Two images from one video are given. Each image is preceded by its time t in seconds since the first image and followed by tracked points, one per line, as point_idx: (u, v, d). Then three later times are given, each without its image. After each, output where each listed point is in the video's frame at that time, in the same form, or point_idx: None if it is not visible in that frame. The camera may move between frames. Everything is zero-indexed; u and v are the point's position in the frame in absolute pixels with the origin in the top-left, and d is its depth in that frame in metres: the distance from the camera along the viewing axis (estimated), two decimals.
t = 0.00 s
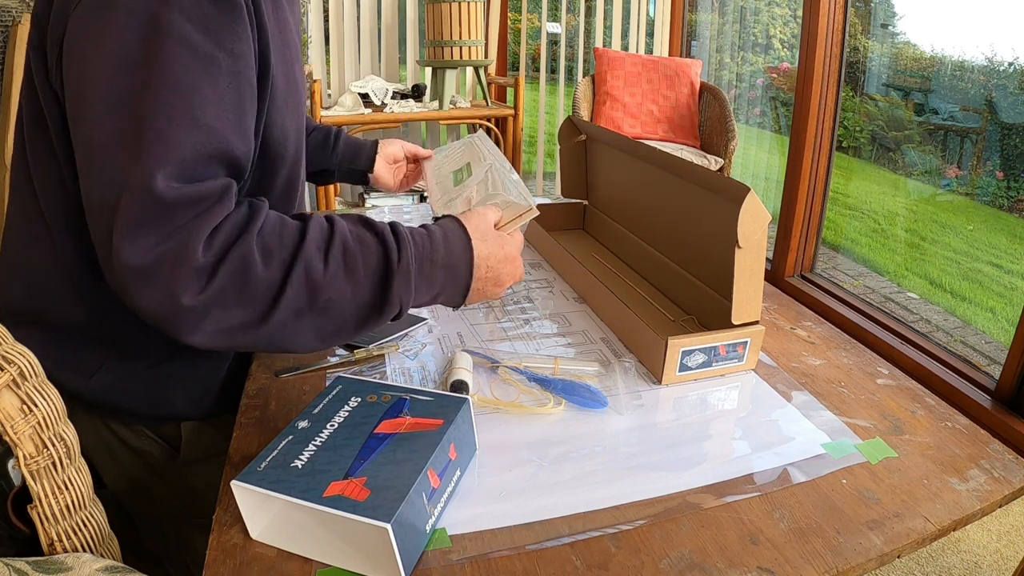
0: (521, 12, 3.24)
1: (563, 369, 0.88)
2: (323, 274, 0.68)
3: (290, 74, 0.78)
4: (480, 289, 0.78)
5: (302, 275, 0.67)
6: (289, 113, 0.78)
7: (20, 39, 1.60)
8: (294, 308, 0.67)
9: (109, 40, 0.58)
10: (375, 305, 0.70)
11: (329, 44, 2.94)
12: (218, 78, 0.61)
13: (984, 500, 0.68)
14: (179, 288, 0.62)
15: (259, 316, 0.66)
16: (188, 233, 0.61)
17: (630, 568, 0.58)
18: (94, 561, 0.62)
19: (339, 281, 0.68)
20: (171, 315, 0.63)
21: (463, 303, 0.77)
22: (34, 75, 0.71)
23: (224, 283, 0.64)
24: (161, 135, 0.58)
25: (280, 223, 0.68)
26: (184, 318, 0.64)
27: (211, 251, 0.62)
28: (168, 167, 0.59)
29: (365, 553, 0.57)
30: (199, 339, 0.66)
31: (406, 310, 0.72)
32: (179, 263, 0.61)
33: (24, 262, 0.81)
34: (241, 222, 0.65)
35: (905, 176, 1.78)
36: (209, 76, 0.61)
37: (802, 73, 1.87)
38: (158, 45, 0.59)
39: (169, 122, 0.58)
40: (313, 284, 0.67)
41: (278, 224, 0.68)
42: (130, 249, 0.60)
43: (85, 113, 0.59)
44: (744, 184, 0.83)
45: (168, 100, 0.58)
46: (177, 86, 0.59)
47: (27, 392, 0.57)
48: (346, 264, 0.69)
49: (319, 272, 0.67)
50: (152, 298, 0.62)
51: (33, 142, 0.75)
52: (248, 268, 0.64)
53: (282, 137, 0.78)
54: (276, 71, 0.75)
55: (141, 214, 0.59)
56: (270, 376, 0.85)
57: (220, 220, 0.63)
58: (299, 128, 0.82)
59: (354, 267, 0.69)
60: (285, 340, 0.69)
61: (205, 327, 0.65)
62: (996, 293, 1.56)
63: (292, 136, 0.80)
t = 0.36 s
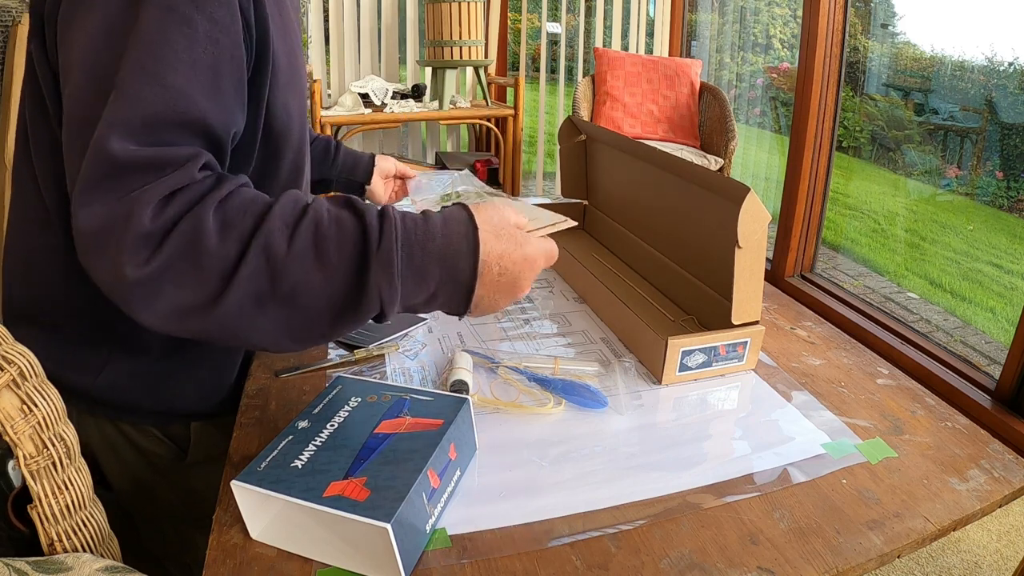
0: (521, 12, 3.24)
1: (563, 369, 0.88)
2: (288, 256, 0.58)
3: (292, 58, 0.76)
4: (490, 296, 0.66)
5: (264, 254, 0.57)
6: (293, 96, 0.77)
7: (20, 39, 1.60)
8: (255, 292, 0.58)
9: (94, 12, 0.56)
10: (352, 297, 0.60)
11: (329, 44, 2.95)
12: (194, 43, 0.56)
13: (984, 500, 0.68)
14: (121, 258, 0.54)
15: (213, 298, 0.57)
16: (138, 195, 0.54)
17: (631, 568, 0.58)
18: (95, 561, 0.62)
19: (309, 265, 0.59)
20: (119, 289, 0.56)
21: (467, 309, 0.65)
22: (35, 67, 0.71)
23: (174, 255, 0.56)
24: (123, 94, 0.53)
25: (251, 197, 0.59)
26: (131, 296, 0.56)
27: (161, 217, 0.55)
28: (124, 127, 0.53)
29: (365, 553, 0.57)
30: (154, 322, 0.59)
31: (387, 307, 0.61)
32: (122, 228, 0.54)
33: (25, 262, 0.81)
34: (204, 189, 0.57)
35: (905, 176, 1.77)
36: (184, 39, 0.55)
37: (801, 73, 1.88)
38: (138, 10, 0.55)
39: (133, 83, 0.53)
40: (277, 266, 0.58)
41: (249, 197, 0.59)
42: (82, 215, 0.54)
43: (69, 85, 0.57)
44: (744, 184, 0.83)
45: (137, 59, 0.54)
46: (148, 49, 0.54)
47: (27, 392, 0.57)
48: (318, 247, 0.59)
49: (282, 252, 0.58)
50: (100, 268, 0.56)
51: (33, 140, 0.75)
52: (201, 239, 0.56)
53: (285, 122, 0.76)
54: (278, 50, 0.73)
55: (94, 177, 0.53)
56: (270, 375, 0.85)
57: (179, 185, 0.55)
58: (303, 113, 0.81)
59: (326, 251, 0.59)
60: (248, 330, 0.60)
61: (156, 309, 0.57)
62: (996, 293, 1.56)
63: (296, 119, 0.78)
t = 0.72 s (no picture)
0: (520, 12, 3.24)
1: (563, 369, 0.88)
2: (221, 227, 0.51)
3: (294, 55, 0.77)
4: (474, 270, 0.54)
5: (193, 224, 0.51)
6: (293, 92, 0.77)
7: (20, 39, 1.60)
8: (190, 270, 0.52)
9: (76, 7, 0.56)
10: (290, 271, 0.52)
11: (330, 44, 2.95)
12: (161, 30, 0.54)
13: (984, 500, 0.68)
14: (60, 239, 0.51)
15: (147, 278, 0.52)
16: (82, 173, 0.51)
17: (630, 568, 0.58)
18: (94, 561, 0.62)
19: (243, 236, 0.52)
20: (69, 276, 0.53)
21: (442, 282, 0.54)
22: (36, 69, 0.71)
23: (111, 235, 0.51)
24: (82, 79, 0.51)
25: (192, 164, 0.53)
26: (79, 284, 0.53)
27: (100, 192, 0.51)
28: (78, 111, 0.51)
29: (365, 553, 0.57)
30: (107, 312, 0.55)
31: (331, 281, 0.53)
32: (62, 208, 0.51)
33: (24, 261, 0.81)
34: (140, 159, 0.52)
35: (905, 176, 1.77)
36: (148, 25, 0.53)
37: (801, 73, 1.88)
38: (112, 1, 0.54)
39: (92, 67, 0.52)
40: (208, 237, 0.51)
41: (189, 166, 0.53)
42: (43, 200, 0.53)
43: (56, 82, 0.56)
44: (743, 184, 0.83)
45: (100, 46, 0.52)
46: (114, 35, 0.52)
47: (27, 392, 0.57)
48: (253, 214, 0.52)
49: (214, 221, 0.51)
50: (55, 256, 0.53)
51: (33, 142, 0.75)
52: (132, 213, 0.51)
53: (285, 119, 0.76)
54: (279, 47, 0.73)
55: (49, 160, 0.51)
56: (270, 375, 0.85)
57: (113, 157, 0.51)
58: (304, 111, 0.80)
59: (262, 217, 0.52)
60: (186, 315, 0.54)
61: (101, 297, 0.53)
62: (996, 293, 1.55)
63: (296, 116, 0.78)
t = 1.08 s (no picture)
0: (520, 12, 3.23)
1: (562, 369, 0.88)
2: (168, 207, 0.50)
3: (288, 55, 0.77)
4: (440, 211, 0.50)
5: (141, 206, 0.50)
6: (287, 92, 0.78)
7: (19, 39, 1.60)
8: (145, 254, 0.51)
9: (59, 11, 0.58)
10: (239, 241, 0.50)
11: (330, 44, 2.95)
12: (126, 28, 0.55)
13: (984, 500, 0.68)
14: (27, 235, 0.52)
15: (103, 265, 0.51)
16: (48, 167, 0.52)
17: (630, 568, 0.58)
18: (94, 561, 0.62)
19: (192, 212, 0.51)
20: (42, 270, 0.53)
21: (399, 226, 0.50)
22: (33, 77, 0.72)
23: (67, 228, 0.51)
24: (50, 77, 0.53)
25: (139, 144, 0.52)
26: (51, 278, 0.53)
27: (60, 186, 0.51)
28: (41, 110, 0.53)
29: (365, 553, 0.57)
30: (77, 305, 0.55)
31: (280, 249, 0.50)
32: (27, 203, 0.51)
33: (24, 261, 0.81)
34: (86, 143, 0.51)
35: (905, 176, 1.77)
36: (115, 24, 0.54)
37: (802, 73, 1.88)
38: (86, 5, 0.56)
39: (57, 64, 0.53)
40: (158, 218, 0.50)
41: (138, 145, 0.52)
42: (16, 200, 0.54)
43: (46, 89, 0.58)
44: (743, 184, 0.83)
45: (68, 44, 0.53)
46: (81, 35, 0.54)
47: (27, 392, 0.57)
48: (198, 189, 0.51)
49: (160, 201, 0.50)
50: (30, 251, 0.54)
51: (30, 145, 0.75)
52: (86, 201, 0.50)
53: (280, 116, 0.77)
54: (273, 49, 0.74)
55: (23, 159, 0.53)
56: (270, 376, 0.85)
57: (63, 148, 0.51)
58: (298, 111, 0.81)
59: (209, 194, 0.50)
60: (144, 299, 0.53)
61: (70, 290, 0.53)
62: (996, 293, 1.56)
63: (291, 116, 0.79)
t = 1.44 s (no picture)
0: (520, 12, 3.23)
1: (563, 369, 0.88)
2: (345, 268, 0.63)
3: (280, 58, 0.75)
4: (529, 273, 0.72)
5: (320, 266, 0.63)
6: (281, 98, 0.75)
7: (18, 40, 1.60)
8: (314, 299, 0.64)
9: (107, 33, 0.57)
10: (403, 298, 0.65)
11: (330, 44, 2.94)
12: (210, 58, 0.59)
13: (984, 500, 0.68)
14: (193, 278, 0.59)
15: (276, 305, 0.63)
16: (204, 215, 0.59)
17: (631, 568, 0.58)
18: (95, 561, 0.62)
19: (359, 270, 0.64)
20: (191, 298, 0.61)
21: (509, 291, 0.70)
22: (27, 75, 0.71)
23: (241, 272, 0.61)
24: (161, 113, 0.56)
25: (305, 210, 0.64)
26: (202, 307, 0.61)
27: (227, 238, 0.60)
28: (176, 149, 0.57)
29: (365, 553, 0.57)
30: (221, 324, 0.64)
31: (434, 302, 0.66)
32: (191, 251, 0.58)
33: (21, 261, 0.81)
34: (258, 208, 0.62)
35: (905, 176, 1.77)
36: (202, 55, 0.58)
37: (802, 73, 1.87)
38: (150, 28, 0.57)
39: (166, 99, 0.56)
40: (334, 275, 0.63)
41: (301, 209, 0.64)
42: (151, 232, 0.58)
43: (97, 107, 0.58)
44: (743, 184, 0.83)
45: (165, 78, 0.56)
46: (179, 68, 0.57)
47: (27, 392, 0.57)
48: (370, 257, 0.64)
49: (338, 264, 0.63)
50: (172, 282, 0.60)
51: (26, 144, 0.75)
52: (264, 255, 0.61)
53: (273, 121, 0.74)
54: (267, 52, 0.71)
55: (157, 197, 0.57)
56: (270, 375, 0.86)
57: (235, 209, 0.60)
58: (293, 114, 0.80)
59: (376, 260, 0.64)
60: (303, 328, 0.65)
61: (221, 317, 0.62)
62: (996, 293, 1.56)
63: (285, 120, 0.77)
